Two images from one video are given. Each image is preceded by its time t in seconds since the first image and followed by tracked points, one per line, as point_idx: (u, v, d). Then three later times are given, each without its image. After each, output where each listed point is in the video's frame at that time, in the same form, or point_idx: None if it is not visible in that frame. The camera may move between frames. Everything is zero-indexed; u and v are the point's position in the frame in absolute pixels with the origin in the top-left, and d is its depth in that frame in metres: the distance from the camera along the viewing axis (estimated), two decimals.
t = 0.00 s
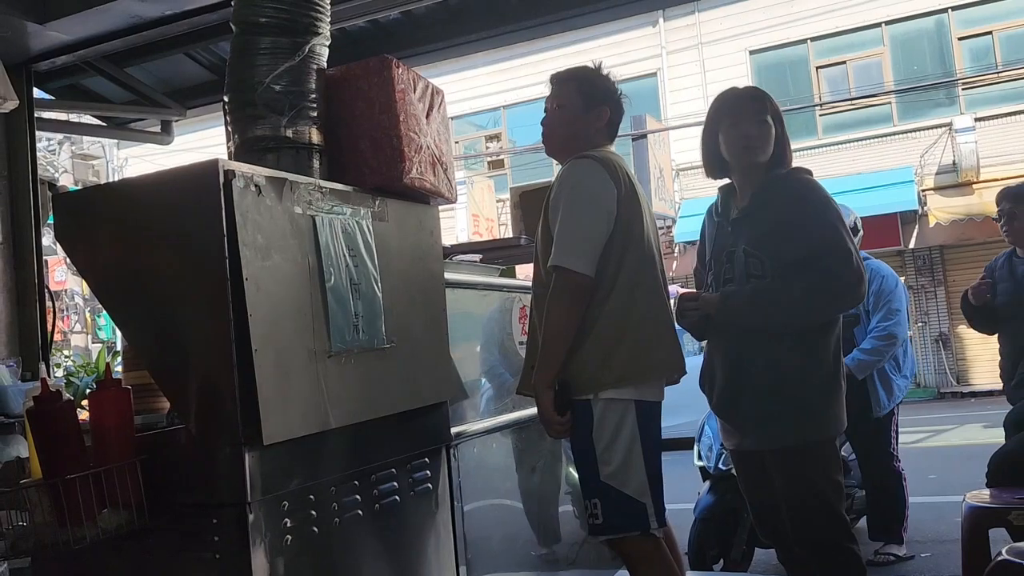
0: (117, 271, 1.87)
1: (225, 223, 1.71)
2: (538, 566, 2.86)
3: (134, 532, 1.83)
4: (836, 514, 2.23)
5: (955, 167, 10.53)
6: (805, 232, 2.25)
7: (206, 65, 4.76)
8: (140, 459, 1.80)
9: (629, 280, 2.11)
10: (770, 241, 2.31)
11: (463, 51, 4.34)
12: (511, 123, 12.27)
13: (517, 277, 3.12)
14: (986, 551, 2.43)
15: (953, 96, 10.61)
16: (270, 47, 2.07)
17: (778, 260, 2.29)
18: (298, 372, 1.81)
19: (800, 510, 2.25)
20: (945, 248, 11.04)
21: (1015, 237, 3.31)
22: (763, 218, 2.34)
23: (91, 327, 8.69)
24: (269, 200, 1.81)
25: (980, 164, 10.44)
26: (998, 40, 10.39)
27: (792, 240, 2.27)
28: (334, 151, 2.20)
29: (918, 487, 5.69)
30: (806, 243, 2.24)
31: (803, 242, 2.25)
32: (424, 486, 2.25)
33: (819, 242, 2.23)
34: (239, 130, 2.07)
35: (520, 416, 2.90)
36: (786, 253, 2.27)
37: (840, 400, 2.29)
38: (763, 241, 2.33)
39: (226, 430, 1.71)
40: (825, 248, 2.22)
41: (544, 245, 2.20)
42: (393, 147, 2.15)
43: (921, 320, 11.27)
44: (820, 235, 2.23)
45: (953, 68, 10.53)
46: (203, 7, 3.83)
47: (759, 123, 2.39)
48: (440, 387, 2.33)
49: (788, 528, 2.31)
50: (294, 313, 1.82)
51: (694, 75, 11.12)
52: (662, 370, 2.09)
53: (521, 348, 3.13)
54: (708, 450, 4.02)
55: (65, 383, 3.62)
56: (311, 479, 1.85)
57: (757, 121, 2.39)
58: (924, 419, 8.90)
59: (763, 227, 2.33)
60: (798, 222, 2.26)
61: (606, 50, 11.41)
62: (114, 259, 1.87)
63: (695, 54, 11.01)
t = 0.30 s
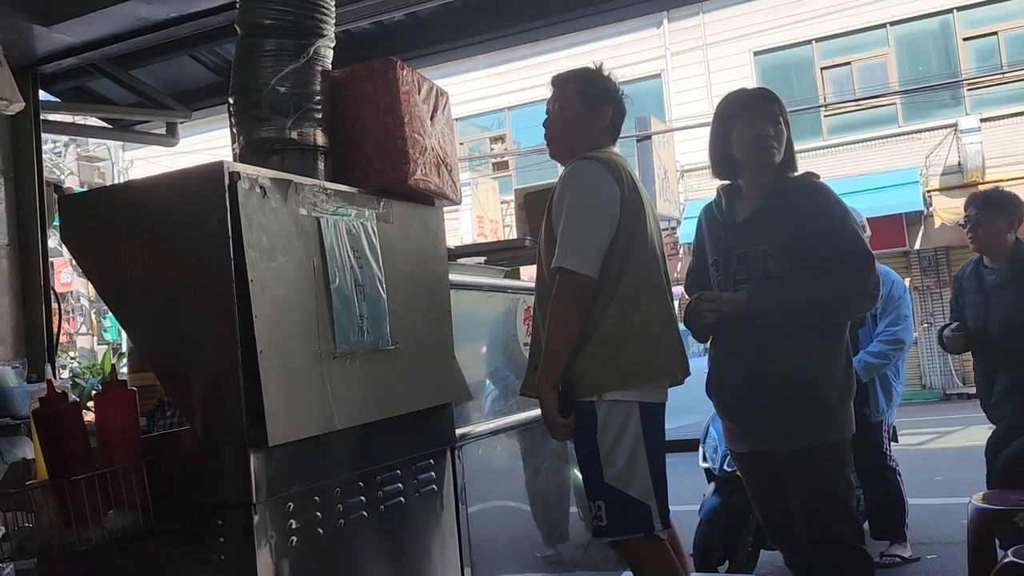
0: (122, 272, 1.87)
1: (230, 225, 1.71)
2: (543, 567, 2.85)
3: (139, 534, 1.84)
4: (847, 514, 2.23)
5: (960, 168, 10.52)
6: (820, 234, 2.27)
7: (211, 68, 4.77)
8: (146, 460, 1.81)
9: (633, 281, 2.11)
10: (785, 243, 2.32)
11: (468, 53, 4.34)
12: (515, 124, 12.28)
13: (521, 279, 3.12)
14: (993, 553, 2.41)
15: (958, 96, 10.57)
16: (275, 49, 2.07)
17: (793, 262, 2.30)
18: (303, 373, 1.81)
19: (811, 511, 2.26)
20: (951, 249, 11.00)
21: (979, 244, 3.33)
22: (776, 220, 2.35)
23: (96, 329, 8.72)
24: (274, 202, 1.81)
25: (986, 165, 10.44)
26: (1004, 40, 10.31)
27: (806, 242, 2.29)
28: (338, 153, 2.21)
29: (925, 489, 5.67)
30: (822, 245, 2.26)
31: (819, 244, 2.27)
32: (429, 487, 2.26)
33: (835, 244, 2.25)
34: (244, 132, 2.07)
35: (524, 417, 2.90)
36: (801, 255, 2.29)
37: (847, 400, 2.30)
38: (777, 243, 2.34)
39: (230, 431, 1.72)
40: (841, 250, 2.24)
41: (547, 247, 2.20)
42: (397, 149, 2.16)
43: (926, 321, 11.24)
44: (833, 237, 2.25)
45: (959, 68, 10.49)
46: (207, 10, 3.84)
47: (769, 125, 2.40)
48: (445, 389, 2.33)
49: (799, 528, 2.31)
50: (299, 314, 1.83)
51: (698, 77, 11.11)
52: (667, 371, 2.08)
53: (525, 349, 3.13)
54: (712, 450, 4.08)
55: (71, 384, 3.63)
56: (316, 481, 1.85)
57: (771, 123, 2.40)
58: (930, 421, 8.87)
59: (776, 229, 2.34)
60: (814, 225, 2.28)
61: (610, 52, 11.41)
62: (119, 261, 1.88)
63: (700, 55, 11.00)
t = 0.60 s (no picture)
0: (125, 275, 1.88)
1: (233, 227, 1.71)
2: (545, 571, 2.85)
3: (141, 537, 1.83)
4: (856, 517, 2.22)
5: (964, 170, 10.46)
6: (826, 236, 2.26)
7: (214, 70, 4.78)
8: (148, 463, 1.80)
9: (636, 283, 2.10)
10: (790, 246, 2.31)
11: (471, 55, 4.34)
12: (518, 126, 12.30)
13: (525, 281, 3.12)
14: (998, 558, 2.40)
15: (962, 98, 10.50)
16: (278, 51, 2.07)
17: (798, 264, 2.30)
18: (306, 375, 1.81)
19: (820, 515, 2.24)
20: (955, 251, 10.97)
21: (942, 210, 3.18)
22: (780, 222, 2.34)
23: (100, 331, 8.74)
24: (276, 204, 1.81)
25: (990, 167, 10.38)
26: (1008, 42, 10.22)
27: (810, 244, 2.28)
28: (341, 155, 2.21)
29: (929, 492, 5.65)
30: (826, 246, 2.25)
31: (824, 246, 2.26)
32: (432, 490, 2.25)
33: (840, 245, 2.24)
34: (247, 134, 2.07)
35: (528, 420, 2.89)
36: (806, 257, 2.28)
37: (853, 402, 2.29)
38: (782, 245, 2.33)
39: (232, 434, 1.71)
40: (847, 252, 2.23)
41: (549, 250, 2.19)
42: (400, 150, 2.15)
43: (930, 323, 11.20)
44: (838, 238, 2.24)
45: (963, 69, 10.47)
46: (210, 12, 3.85)
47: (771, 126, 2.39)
48: (447, 391, 2.33)
49: (806, 531, 2.30)
50: (301, 316, 1.82)
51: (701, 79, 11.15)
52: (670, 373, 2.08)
53: (529, 351, 3.12)
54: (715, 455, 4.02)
55: (74, 387, 3.64)
56: (318, 484, 1.84)
57: (770, 125, 2.40)
58: (934, 423, 8.83)
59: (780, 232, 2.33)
60: (818, 227, 2.27)
61: (613, 54, 11.40)
62: (122, 263, 1.88)
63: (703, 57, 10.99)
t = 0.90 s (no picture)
0: (122, 277, 1.85)
1: (230, 227, 1.68)
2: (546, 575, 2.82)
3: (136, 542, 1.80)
4: (860, 522, 2.20)
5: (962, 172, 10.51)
6: (826, 238, 2.24)
7: (211, 70, 4.75)
8: (145, 467, 1.77)
9: (639, 284, 2.08)
10: (791, 247, 2.30)
11: (470, 56, 4.32)
12: (516, 128, 12.30)
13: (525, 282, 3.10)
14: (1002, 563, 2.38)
15: (960, 100, 10.47)
16: (276, 50, 2.05)
17: (799, 266, 2.28)
18: (304, 378, 1.78)
19: (823, 518, 2.22)
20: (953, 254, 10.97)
21: (914, 198, 3.48)
22: (780, 223, 2.32)
23: (97, 333, 8.71)
24: (274, 205, 1.78)
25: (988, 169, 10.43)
26: (1006, 45, 10.23)
27: (812, 246, 2.26)
28: (341, 155, 2.18)
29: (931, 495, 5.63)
30: (828, 248, 2.23)
31: (824, 248, 2.24)
32: (431, 493, 2.22)
33: (841, 248, 2.22)
34: (244, 134, 2.05)
35: (529, 423, 2.86)
36: (808, 259, 2.26)
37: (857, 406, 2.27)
38: (783, 247, 2.31)
39: (229, 437, 1.69)
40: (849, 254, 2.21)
41: (550, 252, 2.17)
42: (400, 150, 2.13)
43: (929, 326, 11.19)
44: (841, 241, 2.22)
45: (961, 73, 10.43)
46: (208, 13, 3.82)
47: (755, 125, 2.38)
48: (447, 394, 2.31)
49: (810, 535, 2.28)
50: (299, 318, 1.80)
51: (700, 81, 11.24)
52: (673, 376, 2.06)
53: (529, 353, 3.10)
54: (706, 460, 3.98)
55: (70, 389, 3.61)
56: (317, 488, 1.82)
57: (756, 123, 2.38)
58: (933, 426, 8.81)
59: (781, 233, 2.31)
60: (818, 229, 2.25)
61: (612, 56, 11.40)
62: (118, 263, 1.86)
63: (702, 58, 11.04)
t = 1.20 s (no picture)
0: (102, 278, 1.77)
1: (214, 224, 1.61)
2: None
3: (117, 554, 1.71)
4: (862, 531, 2.14)
5: (951, 176, 10.55)
6: (822, 239, 2.18)
7: (196, 69, 4.67)
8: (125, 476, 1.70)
9: (639, 285, 2.02)
10: (787, 248, 2.23)
11: (460, 56, 4.25)
12: (505, 132, 12.29)
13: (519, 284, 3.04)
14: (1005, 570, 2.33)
15: (948, 105, 10.60)
16: (264, 42, 1.97)
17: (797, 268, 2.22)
18: (292, 383, 1.71)
19: (823, 528, 2.16)
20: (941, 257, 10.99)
21: (866, 202, 3.51)
22: (777, 223, 2.26)
23: (79, 337, 8.55)
24: (262, 201, 1.71)
25: (977, 173, 10.48)
26: (993, 49, 10.33)
27: (809, 246, 2.19)
28: (331, 152, 2.11)
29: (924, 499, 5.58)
30: (824, 250, 2.17)
31: (820, 250, 2.18)
32: (424, 502, 2.15)
33: (837, 249, 2.15)
34: (230, 129, 1.97)
35: (524, 429, 2.79)
36: (806, 260, 2.19)
37: (858, 412, 2.21)
38: (779, 249, 2.25)
39: (214, 445, 1.61)
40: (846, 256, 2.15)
41: (548, 252, 2.11)
42: (391, 147, 2.06)
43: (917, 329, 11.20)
44: (839, 242, 2.15)
45: (948, 77, 10.54)
46: (194, 9, 3.74)
47: (746, 122, 2.33)
48: (440, 399, 2.23)
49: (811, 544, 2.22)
50: (287, 320, 1.72)
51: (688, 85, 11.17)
52: (674, 380, 2.00)
53: (523, 357, 3.03)
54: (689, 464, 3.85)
55: (50, 395, 3.49)
56: (306, 497, 1.74)
57: (745, 121, 2.33)
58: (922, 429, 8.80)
59: (778, 234, 2.25)
60: (814, 230, 2.19)
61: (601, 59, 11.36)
62: (99, 263, 1.78)
63: (690, 62, 10.97)
